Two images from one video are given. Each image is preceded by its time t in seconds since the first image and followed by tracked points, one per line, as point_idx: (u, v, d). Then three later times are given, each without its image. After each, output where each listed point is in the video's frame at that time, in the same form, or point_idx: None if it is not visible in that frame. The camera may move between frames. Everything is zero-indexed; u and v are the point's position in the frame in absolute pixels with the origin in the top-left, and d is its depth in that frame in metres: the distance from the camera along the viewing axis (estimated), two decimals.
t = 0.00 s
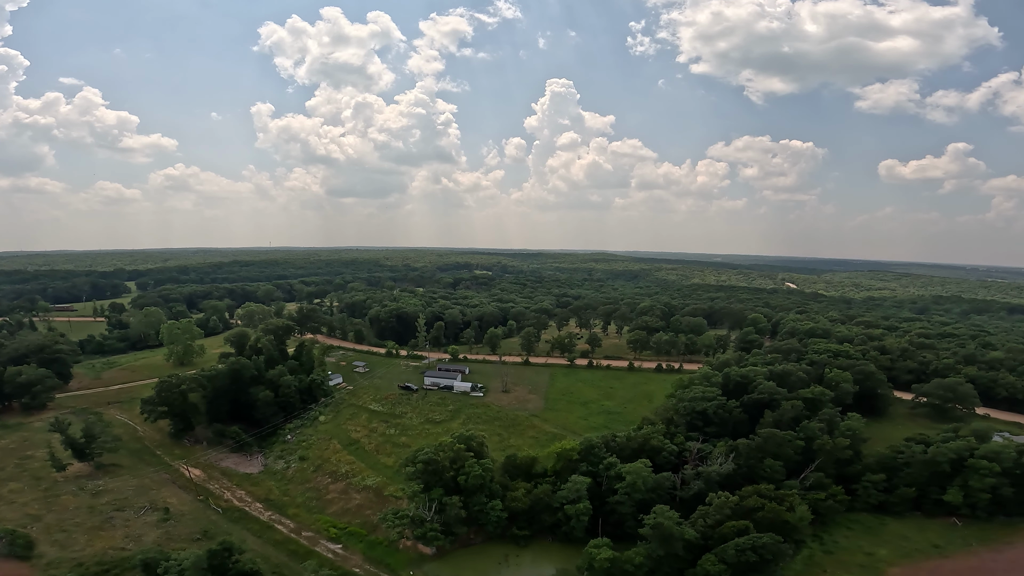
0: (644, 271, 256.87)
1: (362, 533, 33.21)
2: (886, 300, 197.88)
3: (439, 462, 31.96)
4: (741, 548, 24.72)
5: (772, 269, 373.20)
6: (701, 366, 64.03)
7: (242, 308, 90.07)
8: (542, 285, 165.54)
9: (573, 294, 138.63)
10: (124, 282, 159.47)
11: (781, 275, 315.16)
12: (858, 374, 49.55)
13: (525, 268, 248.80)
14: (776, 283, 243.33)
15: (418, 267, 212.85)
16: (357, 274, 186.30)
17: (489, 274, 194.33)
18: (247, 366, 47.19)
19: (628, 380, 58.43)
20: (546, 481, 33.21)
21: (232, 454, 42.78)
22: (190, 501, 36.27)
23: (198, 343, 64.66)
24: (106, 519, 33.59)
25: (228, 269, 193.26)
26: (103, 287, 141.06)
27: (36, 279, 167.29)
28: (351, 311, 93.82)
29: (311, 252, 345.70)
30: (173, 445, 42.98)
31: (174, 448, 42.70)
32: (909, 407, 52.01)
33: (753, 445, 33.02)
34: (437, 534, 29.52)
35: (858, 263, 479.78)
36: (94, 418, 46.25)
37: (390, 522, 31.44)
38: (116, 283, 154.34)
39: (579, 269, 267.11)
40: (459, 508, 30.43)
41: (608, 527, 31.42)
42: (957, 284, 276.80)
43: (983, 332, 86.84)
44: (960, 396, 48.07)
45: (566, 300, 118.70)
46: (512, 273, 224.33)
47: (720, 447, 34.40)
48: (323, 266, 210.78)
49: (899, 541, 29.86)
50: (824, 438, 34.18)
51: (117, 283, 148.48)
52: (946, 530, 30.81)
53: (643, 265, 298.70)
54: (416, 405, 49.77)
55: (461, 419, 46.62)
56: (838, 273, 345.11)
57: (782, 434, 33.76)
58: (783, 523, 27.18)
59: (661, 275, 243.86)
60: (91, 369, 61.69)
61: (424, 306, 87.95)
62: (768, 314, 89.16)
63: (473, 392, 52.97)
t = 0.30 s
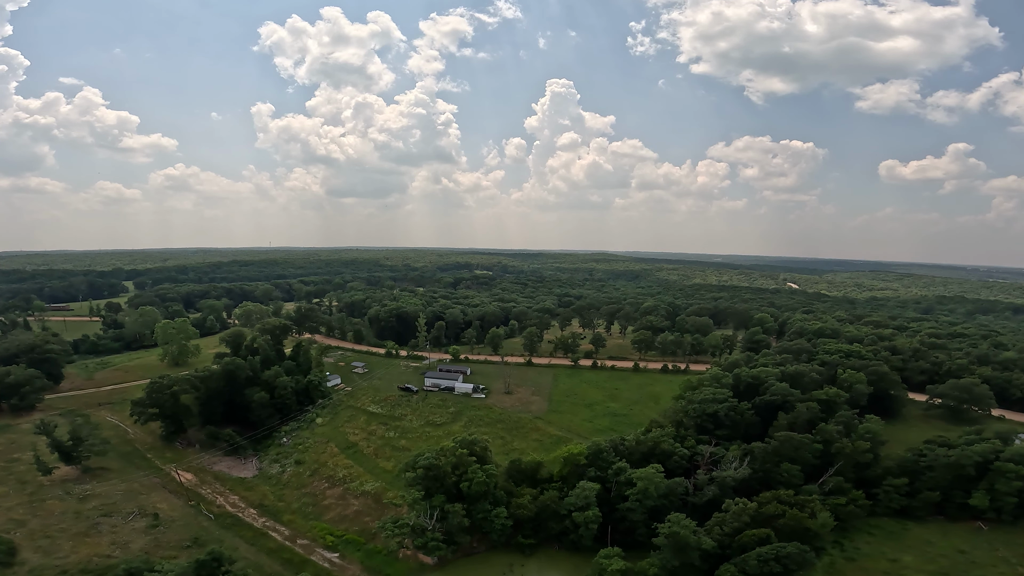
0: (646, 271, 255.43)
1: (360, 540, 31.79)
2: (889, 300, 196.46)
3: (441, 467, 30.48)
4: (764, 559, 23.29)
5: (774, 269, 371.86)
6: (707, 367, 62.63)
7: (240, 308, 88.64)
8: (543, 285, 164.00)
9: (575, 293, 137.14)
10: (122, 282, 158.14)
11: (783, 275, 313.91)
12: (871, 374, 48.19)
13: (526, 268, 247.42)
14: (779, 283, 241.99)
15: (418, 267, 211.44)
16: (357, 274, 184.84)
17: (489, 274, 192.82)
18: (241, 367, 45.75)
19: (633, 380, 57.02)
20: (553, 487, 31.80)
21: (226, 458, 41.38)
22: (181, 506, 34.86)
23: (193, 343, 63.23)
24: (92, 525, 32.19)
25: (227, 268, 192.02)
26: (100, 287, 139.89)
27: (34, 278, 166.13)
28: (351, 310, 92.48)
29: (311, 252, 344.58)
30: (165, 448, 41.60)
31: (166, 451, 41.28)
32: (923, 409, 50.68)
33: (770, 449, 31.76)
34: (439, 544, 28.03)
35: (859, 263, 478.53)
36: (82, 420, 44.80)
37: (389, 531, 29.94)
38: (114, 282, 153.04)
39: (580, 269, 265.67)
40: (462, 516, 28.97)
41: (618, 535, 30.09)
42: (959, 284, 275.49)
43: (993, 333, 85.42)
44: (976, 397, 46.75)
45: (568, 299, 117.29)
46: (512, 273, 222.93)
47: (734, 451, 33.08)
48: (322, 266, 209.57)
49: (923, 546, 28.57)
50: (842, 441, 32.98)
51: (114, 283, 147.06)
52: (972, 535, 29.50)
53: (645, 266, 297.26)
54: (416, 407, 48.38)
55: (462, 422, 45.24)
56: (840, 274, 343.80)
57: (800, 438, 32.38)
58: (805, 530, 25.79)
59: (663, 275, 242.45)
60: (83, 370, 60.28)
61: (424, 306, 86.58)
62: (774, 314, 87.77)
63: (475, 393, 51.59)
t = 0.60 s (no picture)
0: (647, 271, 254.05)
1: (357, 550, 30.34)
2: (893, 301, 195.06)
3: (443, 473, 28.98)
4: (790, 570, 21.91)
5: (775, 269, 370.57)
6: (715, 367, 61.24)
7: (237, 307, 87.16)
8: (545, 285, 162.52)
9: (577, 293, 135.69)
10: (120, 281, 156.72)
11: (785, 275, 312.62)
12: (885, 375, 46.85)
13: (527, 268, 246.02)
14: (781, 283, 240.63)
15: (419, 267, 210.04)
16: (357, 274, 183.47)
17: (490, 274, 191.42)
18: (236, 368, 44.35)
19: (639, 382, 55.67)
20: (560, 493, 30.37)
21: (219, 462, 39.98)
22: (171, 512, 33.46)
23: (188, 343, 61.80)
24: (77, 531, 30.76)
25: (226, 268, 190.57)
26: (97, 286, 138.66)
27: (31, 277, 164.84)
28: (350, 309, 91.12)
29: (311, 252, 343.28)
30: (156, 451, 40.21)
31: (156, 455, 39.86)
32: (937, 411, 49.40)
33: (788, 452, 30.62)
34: (440, 554, 26.52)
35: (860, 263, 477.30)
36: (71, 422, 43.36)
37: (387, 540, 28.42)
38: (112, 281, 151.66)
39: (581, 269, 264.23)
40: (465, 525, 27.52)
41: (629, 543, 28.75)
42: (962, 284, 274.21)
43: (1003, 333, 84.04)
44: (993, 398, 45.49)
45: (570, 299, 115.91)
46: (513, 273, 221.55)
47: (749, 454, 31.75)
48: (322, 265, 208.22)
49: (950, 553, 27.35)
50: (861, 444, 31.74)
51: (112, 282, 145.73)
52: (1000, 541, 28.27)
53: (646, 266, 295.91)
54: (417, 409, 47.01)
55: (464, 424, 43.86)
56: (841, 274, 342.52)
57: (818, 441, 31.09)
58: (828, 538, 24.44)
59: (664, 275, 241.05)
60: (75, 370, 58.87)
61: (425, 306, 85.18)
62: (780, 314, 86.41)
63: (477, 394, 50.26)
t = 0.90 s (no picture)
0: (649, 271, 252.65)
1: (355, 560, 28.84)
2: (897, 301, 193.53)
3: (445, 480, 27.43)
4: None
5: (777, 269, 369.15)
6: (722, 368, 59.79)
7: (234, 307, 85.60)
8: (546, 285, 160.98)
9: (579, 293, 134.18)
10: (117, 281, 155.20)
11: (787, 275, 311.26)
12: (900, 376, 45.44)
13: (528, 268, 244.54)
14: (783, 283, 239.37)
15: (419, 267, 208.61)
16: (356, 274, 182.11)
17: (491, 274, 189.79)
18: (230, 369, 42.88)
19: (645, 383, 54.18)
20: (568, 501, 28.90)
21: (212, 466, 38.54)
22: (160, 519, 32.00)
23: (182, 343, 60.36)
24: (60, 538, 29.26)
25: (225, 268, 189.14)
26: (95, 285, 137.33)
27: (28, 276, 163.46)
28: (349, 309, 89.69)
29: (311, 252, 341.82)
30: (146, 454, 38.77)
31: (146, 458, 38.39)
32: (953, 412, 47.95)
33: (808, 457, 29.42)
34: (443, 567, 24.94)
35: (862, 264, 475.98)
36: (58, 424, 41.81)
37: (386, 551, 26.84)
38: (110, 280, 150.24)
39: (582, 269, 262.76)
40: (468, 536, 25.97)
41: (641, 553, 27.25)
42: (964, 284, 272.89)
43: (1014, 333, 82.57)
44: (1011, 399, 44.08)
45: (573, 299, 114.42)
46: (514, 273, 220.03)
47: (766, 459, 30.41)
48: (322, 265, 206.85)
49: (980, 560, 25.94)
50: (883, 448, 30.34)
51: (109, 282, 144.30)
52: None
53: (647, 266, 294.49)
54: (417, 411, 45.55)
55: (466, 427, 42.41)
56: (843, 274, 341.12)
57: (838, 445, 29.82)
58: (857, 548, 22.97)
59: (666, 275, 239.53)
60: (67, 371, 57.37)
61: (425, 305, 83.77)
62: (787, 314, 84.93)
63: (480, 396, 48.85)
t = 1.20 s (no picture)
0: (650, 271, 251.29)
1: (352, 571, 27.31)
2: (901, 301, 192.11)
3: (448, 488, 25.84)
4: None
5: (778, 270, 367.70)
6: (730, 369, 58.27)
7: (231, 306, 84.19)
8: (547, 284, 159.51)
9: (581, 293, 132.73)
10: (115, 280, 153.72)
11: (789, 275, 309.90)
12: (917, 377, 44.01)
13: (529, 268, 243.05)
14: (785, 284, 237.95)
15: (420, 266, 207.32)
16: (356, 274, 180.45)
17: (491, 274, 188.41)
18: (224, 370, 41.38)
19: (652, 384, 52.74)
20: (577, 508, 27.42)
21: (204, 470, 37.10)
22: (147, 525, 30.56)
23: (177, 343, 58.85)
24: (42, 545, 27.81)
25: (224, 267, 187.71)
26: (92, 285, 135.93)
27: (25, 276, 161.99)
28: (349, 309, 88.20)
29: (310, 252, 340.17)
30: (135, 458, 37.26)
31: (136, 462, 36.90)
32: (970, 414, 46.55)
33: (830, 461, 28.14)
34: None
35: (863, 264, 474.41)
36: (45, 426, 40.35)
37: (385, 563, 25.29)
38: (107, 280, 148.77)
39: (583, 269, 261.36)
40: (472, 547, 24.38)
41: (655, 564, 25.83)
42: (967, 284, 271.55)
43: None
44: None
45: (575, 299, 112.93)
46: (515, 273, 218.66)
47: (784, 464, 29.08)
48: (321, 265, 205.45)
49: (1013, 568, 24.55)
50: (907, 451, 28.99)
51: (106, 281, 142.91)
52: None
53: (649, 266, 293.11)
54: (418, 413, 44.11)
55: (469, 430, 40.97)
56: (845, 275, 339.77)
57: (862, 448, 28.51)
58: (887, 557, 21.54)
59: (668, 275, 238.08)
60: (58, 371, 55.96)
61: (426, 305, 82.29)
62: (793, 313, 83.50)
63: (483, 397, 47.46)
